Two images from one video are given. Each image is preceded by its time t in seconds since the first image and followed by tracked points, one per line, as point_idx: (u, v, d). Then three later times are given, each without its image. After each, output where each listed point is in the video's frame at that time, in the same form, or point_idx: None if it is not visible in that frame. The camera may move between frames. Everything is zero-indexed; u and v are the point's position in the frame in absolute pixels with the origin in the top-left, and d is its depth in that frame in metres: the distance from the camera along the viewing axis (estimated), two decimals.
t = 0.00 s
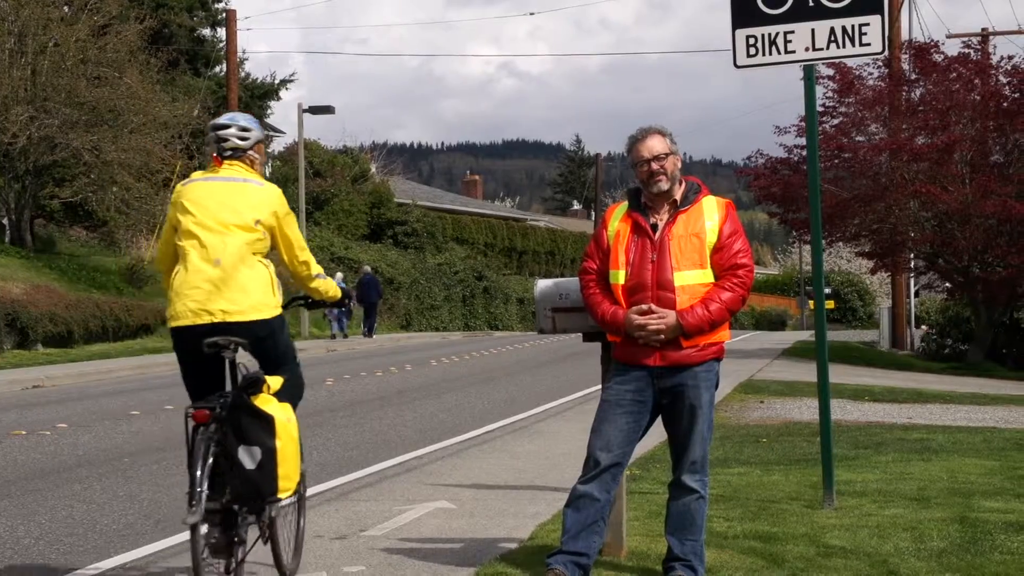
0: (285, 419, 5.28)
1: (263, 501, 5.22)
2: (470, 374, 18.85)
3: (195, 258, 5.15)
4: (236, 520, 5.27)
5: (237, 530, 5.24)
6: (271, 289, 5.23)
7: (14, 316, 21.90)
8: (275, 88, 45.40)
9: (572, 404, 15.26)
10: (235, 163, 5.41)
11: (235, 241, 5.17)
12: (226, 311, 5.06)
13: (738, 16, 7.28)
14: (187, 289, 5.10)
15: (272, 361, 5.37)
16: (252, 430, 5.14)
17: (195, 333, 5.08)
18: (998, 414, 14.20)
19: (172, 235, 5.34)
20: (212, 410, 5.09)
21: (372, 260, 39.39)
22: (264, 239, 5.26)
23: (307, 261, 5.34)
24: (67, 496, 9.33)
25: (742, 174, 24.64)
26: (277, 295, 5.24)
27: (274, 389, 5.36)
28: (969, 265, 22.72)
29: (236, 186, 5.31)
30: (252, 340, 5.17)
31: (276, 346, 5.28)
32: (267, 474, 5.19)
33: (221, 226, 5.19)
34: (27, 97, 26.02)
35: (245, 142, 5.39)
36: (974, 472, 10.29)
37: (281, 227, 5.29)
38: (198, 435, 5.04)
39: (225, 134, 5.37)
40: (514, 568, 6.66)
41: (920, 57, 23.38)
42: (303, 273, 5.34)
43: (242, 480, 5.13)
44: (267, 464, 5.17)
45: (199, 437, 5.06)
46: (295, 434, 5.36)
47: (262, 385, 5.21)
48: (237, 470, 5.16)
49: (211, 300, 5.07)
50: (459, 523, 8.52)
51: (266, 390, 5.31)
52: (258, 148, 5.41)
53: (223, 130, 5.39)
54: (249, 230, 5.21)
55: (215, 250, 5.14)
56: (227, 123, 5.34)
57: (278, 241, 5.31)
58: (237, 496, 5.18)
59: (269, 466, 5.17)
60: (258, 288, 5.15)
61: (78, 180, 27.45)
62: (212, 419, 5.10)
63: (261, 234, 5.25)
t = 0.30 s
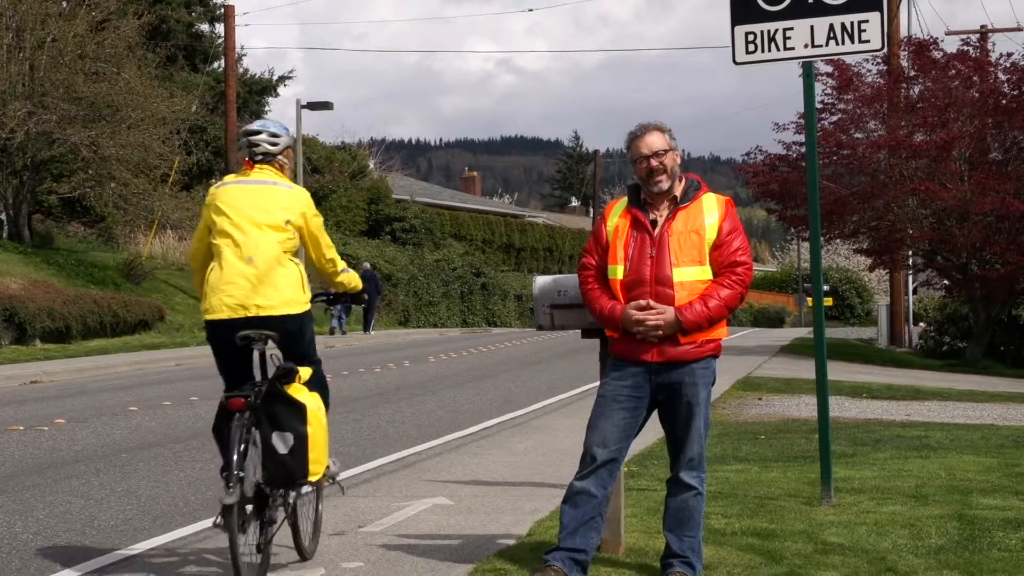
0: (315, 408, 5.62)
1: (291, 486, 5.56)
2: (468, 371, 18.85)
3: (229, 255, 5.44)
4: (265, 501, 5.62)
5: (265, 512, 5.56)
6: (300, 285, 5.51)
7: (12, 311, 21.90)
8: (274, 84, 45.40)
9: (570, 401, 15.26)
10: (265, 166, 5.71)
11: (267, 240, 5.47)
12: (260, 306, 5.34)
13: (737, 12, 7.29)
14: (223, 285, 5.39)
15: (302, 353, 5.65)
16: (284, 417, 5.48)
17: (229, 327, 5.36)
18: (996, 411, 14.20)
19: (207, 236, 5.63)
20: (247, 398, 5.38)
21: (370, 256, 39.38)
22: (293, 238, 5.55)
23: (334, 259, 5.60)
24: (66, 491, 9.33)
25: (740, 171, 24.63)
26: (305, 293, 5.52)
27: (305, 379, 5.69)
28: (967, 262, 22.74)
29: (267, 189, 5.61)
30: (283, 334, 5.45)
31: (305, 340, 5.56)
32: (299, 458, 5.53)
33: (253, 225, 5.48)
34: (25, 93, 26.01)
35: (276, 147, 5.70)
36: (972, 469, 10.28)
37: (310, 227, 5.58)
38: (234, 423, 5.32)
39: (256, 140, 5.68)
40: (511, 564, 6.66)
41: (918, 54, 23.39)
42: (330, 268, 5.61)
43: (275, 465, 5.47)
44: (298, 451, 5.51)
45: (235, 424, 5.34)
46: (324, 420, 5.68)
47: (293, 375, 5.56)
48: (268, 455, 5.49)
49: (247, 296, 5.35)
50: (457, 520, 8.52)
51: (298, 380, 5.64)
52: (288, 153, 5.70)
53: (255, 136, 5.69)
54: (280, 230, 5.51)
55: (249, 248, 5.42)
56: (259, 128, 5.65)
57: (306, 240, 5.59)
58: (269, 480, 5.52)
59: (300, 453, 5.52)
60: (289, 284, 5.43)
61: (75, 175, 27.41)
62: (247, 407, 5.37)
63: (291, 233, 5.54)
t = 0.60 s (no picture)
0: (338, 398, 6.11)
1: (316, 470, 6.05)
2: (464, 369, 18.84)
3: (259, 254, 5.84)
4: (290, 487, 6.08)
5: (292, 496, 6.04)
6: (324, 283, 5.91)
7: (8, 309, 21.89)
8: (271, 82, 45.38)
9: (567, 399, 15.25)
10: (289, 170, 6.15)
11: (294, 239, 5.87)
12: (287, 302, 5.75)
13: (735, 10, 7.29)
14: (253, 281, 5.79)
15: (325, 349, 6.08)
16: (309, 407, 5.96)
17: (258, 321, 5.77)
18: (993, 410, 14.21)
19: (236, 237, 6.05)
20: (274, 388, 5.85)
21: (367, 254, 39.35)
22: (318, 239, 5.95)
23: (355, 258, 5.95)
24: (62, 489, 9.31)
25: (738, 169, 24.62)
26: (328, 290, 5.92)
27: (330, 370, 6.15)
28: (964, 260, 22.78)
29: (293, 191, 6.02)
30: (306, 331, 5.85)
31: (329, 337, 5.96)
32: (322, 446, 6.02)
33: (280, 225, 5.90)
34: (22, 90, 26.00)
35: (299, 151, 6.12)
36: (969, 467, 10.29)
37: (334, 227, 5.99)
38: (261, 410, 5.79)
39: (280, 144, 6.12)
40: (509, 563, 6.65)
41: (916, 52, 23.40)
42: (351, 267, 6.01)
43: (300, 451, 5.96)
44: (321, 438, 6.00)
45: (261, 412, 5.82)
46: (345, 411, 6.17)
47: (319, 367, 6.06)
48: (294, 441, 5.98)
49: (274, 291, 5.76)
50: (455, 518, 8.52)
51: (322, 372, 6.12)
52: (310, 156, 6.14)
53: (279, 139, 6.13)
54: (305, 230, 5.92)
55: (277, 247, 5.83)
56: (284, 134, 6.07)
57: (329, 240, 5.99)
58: (294, 466, 6.00)
59: (323, 439, 6.00)
60: (315, 282, 5.85)
61: (73, 173, 27.40)
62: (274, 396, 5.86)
63: (316, 233, 5.94)
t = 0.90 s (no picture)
0: (357, 391, 6.47)
1: (338, 459, 6.44)
2: (463, 368, 18.84)
3: (285, 256, 6.28)
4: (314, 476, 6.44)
5: (315, 484, 6.44)
6: (347, 282, 6.33)
7: (6, 308, 21.88)
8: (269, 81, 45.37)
9: (566, 398, 15.26)
10: (316, 176, 6.56)
11: (319, 243, 6.30)
12: (311, 301, 6.18)
13: (732, 10, 7.29)
14: (281, 283, 6.23)
15: (345, 344, 6.49)
16: (331, 400, 6.33)
17: (285, 319, 6.20)
18: (991, 409, 14.23)
19: (265, 240, 6.47)
20: (298, 382, 6.24)
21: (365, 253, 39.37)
22: (342, 241, 6.36)
23: (378, 259, 6.40)
24: (61, 488, 9.30)
25: (736, 168, 24.63)
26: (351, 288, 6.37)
27: (349, 365, 6.53)
28: (962, 259, 22.79)
29: (319, 197, 6.43)
30: (330, 327, 6.28)
31: (350, 332, 6.41)
32: (343, 436, 6.39)
33: (306, 229, 6.32)
34: (20, 89, 25.99)
35: (325, 159, 6.54)
36: (966, 466, 10.30)
37: (357, 231, 6.39)
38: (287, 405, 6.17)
39: (307, 152, 6.53)
40: (506, 562, 6.65)
41: (914, 51, 23.41)
42: (375, 269, 6.41)
43: (323, 442, 6.33)
44: (342, 429, 6.37)
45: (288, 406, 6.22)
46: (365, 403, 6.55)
47: (339, 362, 6.42)
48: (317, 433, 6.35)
49: (300, 291, 6.19)
50: (453, 517, 8.52)
51: (343, 366, 6.49)
52: (335, 163, 6.54)
53: (306, 149, 6.55)
54: (330, 233, 6.33)
55: (302, 251, 6.26)
56: (310, 143, 6.48)
57: (353, 243, 6.40)
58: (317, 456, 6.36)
59: (344, 430, 6.37)
60: (339, 282, 6.28)
61: (71, 172, 27.40)
62: (299, 390, 6.25)
63: (340, 236, 6.35)
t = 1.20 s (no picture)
0: (383, 388, 6.84)
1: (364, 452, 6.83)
2: (461, 370, 18.85)
3: (313, 260, 6.59)
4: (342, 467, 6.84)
5: (343, 475, 6.83)
6: (373, 282, 6.67)
7: (5, 310, 21.87)
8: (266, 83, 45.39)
9: (564, 399, 15.26)
10: (343, 182, 6.87)
11: (345, 245, 6.60)
12: (339, 301, 6.51)
13: (730, 12, 7.29)
14: (309, 285, 6.55)
15: (372, 341, 6.88)
16: (358, 396, 6.72)
17: (313, 319, 6.54)
18: (989, 410, 14.23)
19: (294, 243, 6.78)
20: (327, 379, 6.65)
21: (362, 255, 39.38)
22: (367, 244, 6.68)
23: (401, 262, 6.79)
24: (59, 490, 9.30)
25: (733, 170, 24.65)
26: (376, 288, 6.70)
27: (376, 362, 6.92)
28: (959, 260, 22.80)
29: (346, 203, 6.74)
30: (356, 325, 6.63)
31: (375, 329, 6.76)
32: (369, 430, 6.79)
33: (334, 233, 6.62)
34: (17, 91, 25.99)
35: (352, 166, 6.85)
36: (964, 467, 10.30)
37: (381, 234, 6.72)
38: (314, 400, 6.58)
39: (336, 160, 6.84)
40: (504, 563, 6.66)
41: (911, 53, 23.43)
42: (397, 270, 6.80)
43: (350, 435, 6.72)
44: (368, 424, 6.76)
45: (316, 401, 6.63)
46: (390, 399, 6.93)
47: (366, 360, 6.80)
48: (345, 426, 6.75)
49: (328, 292, 6.51)
50: (450, 518, 8.52)
51: (370, 363, 6.87)
52: (362, 171, 6.86)
53: (334, 157, 6.85)
54: (356, 237, 6.64)
55: (330, 254, 6.57)
56: (337, 151, 6.76)
57: (377, 245, 6.73)
58: (344, 448, 6.76)
59: (371, 425, 6.76)
60: (366, 283, 6.62)
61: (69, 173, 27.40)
62: (327, 386, 6.66)
63: (365, 239, 6.67)
